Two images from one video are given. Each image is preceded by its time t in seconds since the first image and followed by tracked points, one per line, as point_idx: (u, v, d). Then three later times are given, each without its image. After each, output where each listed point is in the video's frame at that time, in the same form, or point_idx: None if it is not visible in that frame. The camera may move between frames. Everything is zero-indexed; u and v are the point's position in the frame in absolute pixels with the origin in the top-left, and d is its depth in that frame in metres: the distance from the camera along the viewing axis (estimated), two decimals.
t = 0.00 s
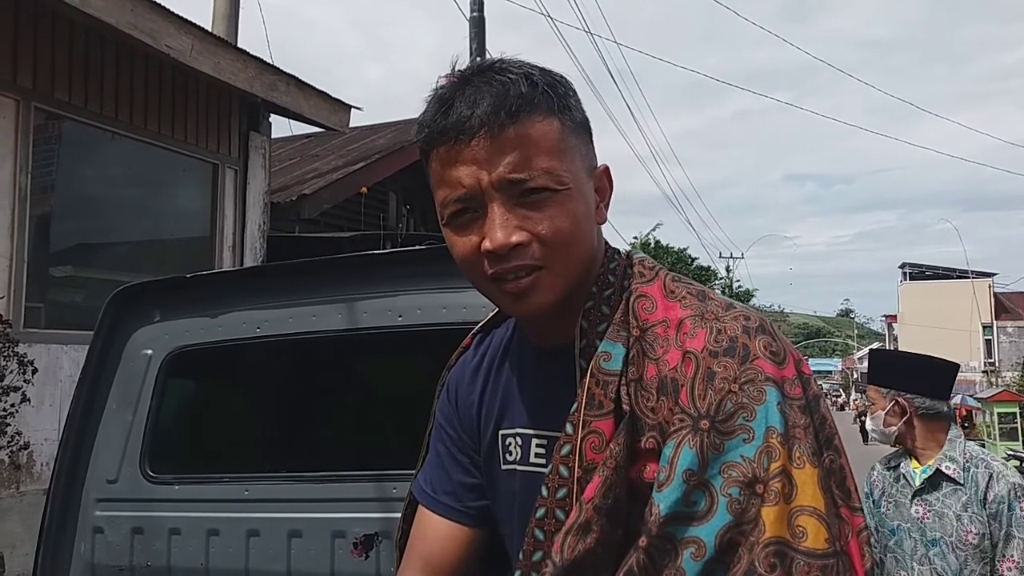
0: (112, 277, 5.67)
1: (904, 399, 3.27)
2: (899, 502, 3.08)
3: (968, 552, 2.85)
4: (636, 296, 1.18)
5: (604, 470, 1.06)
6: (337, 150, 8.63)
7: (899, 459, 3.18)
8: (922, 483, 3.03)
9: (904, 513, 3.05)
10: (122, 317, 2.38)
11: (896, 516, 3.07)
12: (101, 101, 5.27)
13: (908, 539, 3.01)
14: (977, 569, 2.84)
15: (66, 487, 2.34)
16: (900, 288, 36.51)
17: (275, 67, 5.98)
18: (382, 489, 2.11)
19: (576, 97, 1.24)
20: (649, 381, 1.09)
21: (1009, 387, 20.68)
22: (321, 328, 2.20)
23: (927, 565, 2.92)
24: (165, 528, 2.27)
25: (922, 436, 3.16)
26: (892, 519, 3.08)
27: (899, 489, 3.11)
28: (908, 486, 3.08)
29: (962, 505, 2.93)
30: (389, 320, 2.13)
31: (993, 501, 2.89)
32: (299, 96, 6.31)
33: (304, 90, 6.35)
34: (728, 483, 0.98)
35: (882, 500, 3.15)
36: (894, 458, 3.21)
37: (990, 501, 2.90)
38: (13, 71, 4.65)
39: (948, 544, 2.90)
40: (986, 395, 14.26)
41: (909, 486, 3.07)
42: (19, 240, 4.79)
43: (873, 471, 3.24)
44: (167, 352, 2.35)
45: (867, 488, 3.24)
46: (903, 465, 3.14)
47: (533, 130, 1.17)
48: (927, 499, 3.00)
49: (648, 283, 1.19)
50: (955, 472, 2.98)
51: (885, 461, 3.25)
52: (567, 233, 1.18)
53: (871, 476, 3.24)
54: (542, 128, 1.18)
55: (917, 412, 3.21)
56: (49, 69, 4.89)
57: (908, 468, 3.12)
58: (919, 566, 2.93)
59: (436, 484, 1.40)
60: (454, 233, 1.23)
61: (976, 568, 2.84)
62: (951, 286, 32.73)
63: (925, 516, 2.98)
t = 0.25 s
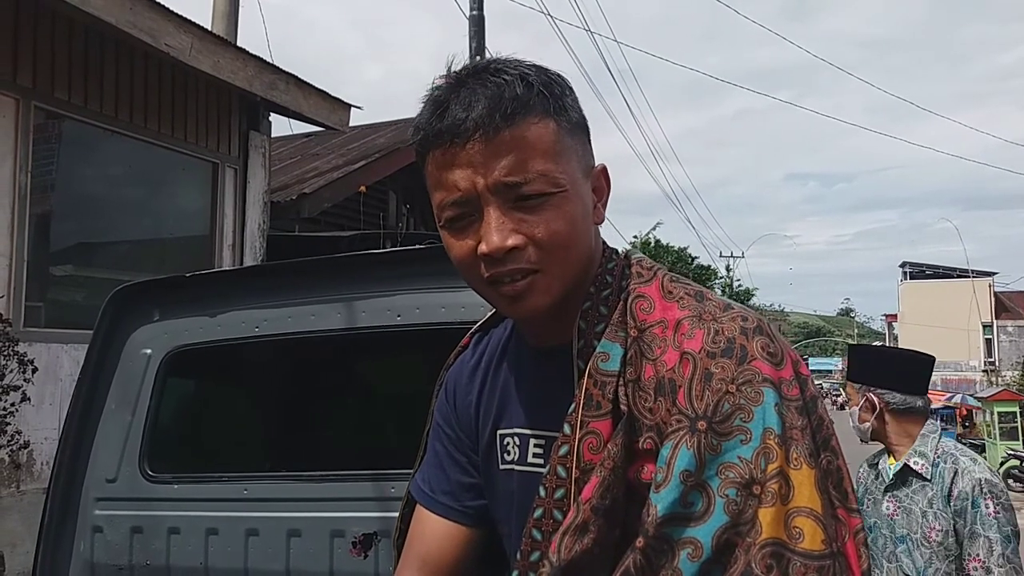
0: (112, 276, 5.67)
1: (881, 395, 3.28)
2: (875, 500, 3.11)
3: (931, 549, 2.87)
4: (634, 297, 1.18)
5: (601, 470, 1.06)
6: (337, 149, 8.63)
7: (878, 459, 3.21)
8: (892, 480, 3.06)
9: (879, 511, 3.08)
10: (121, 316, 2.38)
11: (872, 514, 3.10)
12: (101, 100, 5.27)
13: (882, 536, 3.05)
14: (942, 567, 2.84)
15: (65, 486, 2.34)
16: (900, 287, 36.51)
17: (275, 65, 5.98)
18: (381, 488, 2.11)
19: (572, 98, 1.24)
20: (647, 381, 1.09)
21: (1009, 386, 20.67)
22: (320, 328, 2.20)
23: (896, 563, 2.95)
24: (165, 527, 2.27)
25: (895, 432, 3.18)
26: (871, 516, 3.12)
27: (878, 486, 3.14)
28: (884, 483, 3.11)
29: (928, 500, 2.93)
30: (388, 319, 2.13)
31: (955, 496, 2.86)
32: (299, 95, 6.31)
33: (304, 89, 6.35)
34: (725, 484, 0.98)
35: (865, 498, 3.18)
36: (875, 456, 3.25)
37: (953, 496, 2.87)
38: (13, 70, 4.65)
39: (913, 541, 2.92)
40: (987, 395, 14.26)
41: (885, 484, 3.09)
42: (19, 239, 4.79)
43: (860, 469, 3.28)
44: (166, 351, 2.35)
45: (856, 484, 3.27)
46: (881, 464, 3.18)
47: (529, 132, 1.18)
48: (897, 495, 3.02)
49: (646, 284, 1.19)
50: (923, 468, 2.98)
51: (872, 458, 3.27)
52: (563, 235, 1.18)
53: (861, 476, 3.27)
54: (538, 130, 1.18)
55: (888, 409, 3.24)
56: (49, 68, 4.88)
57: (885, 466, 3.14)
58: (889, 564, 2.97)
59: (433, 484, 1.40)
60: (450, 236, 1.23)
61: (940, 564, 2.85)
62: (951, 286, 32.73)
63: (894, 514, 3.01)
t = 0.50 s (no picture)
0: (113, 277, 5.67)
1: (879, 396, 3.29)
2: (874, 503, 3.11)
3: (925, 553, 2.87)
4: (633, 299, 1.18)
5: (601, 472, 1.06)
6: (338, 150, 8.63)
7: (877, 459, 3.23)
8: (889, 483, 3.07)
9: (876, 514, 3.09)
10: (121, 317, 2.38)
11: (870, 516, 3.11)
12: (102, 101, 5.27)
13: (877, 539, 3.05)
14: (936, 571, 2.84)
15: (65, 487, 2.35)
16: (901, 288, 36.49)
17: (275, 67, 5.99)
18: (380, 489, 2.12)
19: (576, 98, 1.24)
20: (646, 384, 1.09)
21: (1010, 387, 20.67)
22: (320, 329, 2.21)
23: (890, 567, 2.96)
24: (164, 528, 2.28)
25: (894, 434, 3.18)
26: (868, 519, 3.13)
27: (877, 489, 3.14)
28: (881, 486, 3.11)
29: (923, 504, 2.94)
30: (388, 321, 2.14)
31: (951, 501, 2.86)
32: (300, 96, 6.31)
33: (305, 90, 6.35)
34: (724, 488, 0.98)
35: (862, 501, 3.19)
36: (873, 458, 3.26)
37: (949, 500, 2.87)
38: (13, 72, 4.65)
39: (907, 545, 2.92)
40: (987, 396, 14.27)
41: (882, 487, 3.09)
42: (20, 240, 4.79)
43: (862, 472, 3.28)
44: (166, 352, 2.35)
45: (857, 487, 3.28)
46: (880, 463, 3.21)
47: (534, 130, 1.18)
48: (893, 498, 3.03)
49: (645, 286, 1.20)
50: (920, 472, 2.98)
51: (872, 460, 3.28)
52: (568, 234, 1.19)
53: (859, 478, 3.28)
54: (544, 128, 1.18)
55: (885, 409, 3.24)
56: (49, 69, 4.89)
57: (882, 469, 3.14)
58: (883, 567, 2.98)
59: (432, 485, 1.41)
60: (455, 235, 1.24)
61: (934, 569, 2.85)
62: (952, 286, 32.73)
63: (890, 517, 3.01)
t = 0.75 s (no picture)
0: (114, 278, 5.68)
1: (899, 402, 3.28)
2: (894, 509, 3.12)
3: (948, 562, 2.86)
4: (634, 299, 1.18)
5: (600, 472, 1.06)
6: (339, 150, 8.64)
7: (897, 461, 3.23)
8: (912, 488, 3.06)
9: (897, 520, 3.09)
10: (122, 318, 2.39)
11: (889, 522, 3.12)
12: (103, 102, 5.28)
13: (898, 546, 3.06)
14: None
15: (66, 487, 2.35)
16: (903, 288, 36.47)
17: (276, 67, 6.00)
18: (380, 490, 2.12)
19: (578, 99, 1.24)
20: (646, 384, 1.09)
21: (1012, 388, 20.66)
22: (321, 330, 2.21)
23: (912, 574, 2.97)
24: (165, 528, 2.28)
25: (918, 437, 3.18)
26: (887, 525, 3.14)
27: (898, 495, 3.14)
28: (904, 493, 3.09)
29: (949, 513, 2.92)
30: (388, 321, 2.14)
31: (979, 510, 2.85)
32: (301, 97, 6.32)
33: (306, 91, 6.36)
34: (723, 488, 0.98)
35: (882, 507, 3.18)
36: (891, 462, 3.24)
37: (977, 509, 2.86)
38: (15, 72, 4.66)
39: (930, 553, 2.92)
40: (988, 395, 14.29)
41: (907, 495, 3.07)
42: (21, 240, 4.80)
43: (879, 476, 3.28)
44: (167, 353, 2.35)
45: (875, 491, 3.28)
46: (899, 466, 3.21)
47: (537, 131, 1.18)
48: (917, 506, 3.02)
49: (646, 287, 1.20)
50: (946, 479, 2.97)
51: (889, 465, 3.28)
52: (570, 235, 1.19)
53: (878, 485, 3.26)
54: (546, 129, 1.18)
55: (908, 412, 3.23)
56: (51, 69, 4.90)
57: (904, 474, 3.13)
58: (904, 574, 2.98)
59: (432, 485, 1.41)
60: (457, 235, 1.24)
61: None
62: (954, 286, 32.70)
63: (913, 524, 3.01)
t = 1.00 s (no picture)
0: (114, 276, 5.67)
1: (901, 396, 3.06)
2: (929, 513, 2.79)
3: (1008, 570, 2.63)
4: (629, 297, 1.18)
5: (593, 469, 1.06)
6: (338, 148, 8.63)
7: (935, 464, 2.86)
8: (964, 491, 2.75)
9: (934, 525, 2.77)
10: (120, 316, 2.38)
11: (924, 528, 2.78)
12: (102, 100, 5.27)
13: (936, 554, 2.74)
14: None
15: (65, 486, 2.35)
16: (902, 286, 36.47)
17: (275, 65, 5.99)
18: (378, 488, 2.12)
19: (575, 98, 1.24)
20: (641, 382, 1.09)
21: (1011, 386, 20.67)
22: (319, 328, 2.21)
23: None
24: (164, 527, 2.28)
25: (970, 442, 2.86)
26: (917, 531, 2.79)
27: (927, 497, 2.83)
28: (941, 492, 2.80)
29: (1007, 517, 2.69)
30: (386, 320, 2.13)
31: None
32: (300, 95, 6.31)
33: (305, 88, 6.35)
34: (717, 485, 0.98)
35: (905, 509, 2.84)
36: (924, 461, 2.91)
37: None
38: (14, 70, 4.66)
39: (986, 561, 2.65)
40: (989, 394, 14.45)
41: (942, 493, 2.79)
42: (20, 238, 4.79)
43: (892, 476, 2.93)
44: (165, 351, 2.35)
45: (885, 492, 2.92)
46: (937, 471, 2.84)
47: (534, 130, 1.18)
48: (965, 509, 2.74)
49: (641, 284, 1.20)
50: (1000, 480, 2.73)
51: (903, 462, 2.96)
52: (567, 234, 1.19)
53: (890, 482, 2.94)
54: (543, 128, 1.18)
55: (971, 410, 2.91)
56: (49, 67, 4.89)
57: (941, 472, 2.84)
58: None
59: (427, 484, 1.41)
60: (453, 234, 1.23)
61: None
62: (953, 284, 32.72)
63: (963, 530, 2.71)
